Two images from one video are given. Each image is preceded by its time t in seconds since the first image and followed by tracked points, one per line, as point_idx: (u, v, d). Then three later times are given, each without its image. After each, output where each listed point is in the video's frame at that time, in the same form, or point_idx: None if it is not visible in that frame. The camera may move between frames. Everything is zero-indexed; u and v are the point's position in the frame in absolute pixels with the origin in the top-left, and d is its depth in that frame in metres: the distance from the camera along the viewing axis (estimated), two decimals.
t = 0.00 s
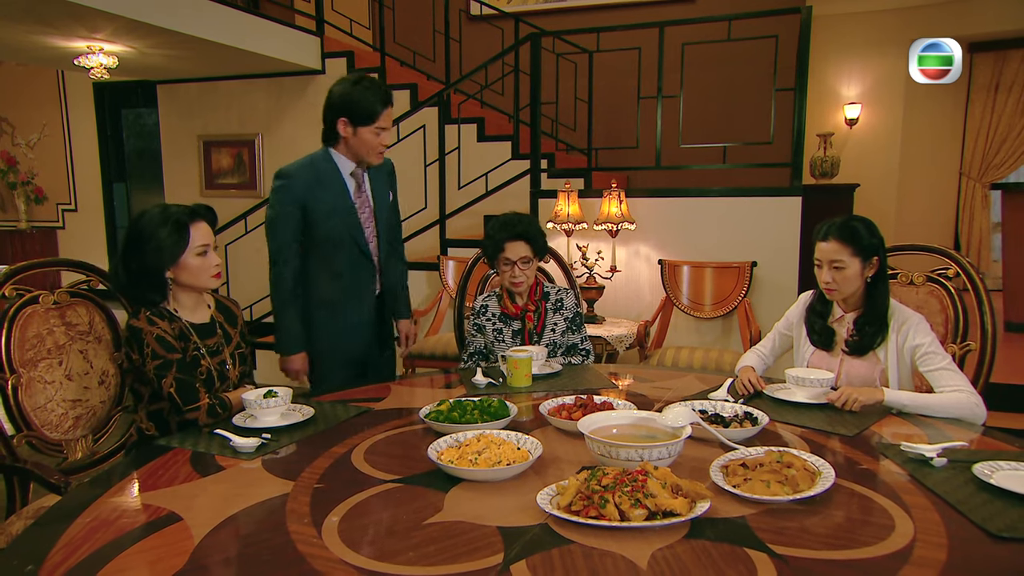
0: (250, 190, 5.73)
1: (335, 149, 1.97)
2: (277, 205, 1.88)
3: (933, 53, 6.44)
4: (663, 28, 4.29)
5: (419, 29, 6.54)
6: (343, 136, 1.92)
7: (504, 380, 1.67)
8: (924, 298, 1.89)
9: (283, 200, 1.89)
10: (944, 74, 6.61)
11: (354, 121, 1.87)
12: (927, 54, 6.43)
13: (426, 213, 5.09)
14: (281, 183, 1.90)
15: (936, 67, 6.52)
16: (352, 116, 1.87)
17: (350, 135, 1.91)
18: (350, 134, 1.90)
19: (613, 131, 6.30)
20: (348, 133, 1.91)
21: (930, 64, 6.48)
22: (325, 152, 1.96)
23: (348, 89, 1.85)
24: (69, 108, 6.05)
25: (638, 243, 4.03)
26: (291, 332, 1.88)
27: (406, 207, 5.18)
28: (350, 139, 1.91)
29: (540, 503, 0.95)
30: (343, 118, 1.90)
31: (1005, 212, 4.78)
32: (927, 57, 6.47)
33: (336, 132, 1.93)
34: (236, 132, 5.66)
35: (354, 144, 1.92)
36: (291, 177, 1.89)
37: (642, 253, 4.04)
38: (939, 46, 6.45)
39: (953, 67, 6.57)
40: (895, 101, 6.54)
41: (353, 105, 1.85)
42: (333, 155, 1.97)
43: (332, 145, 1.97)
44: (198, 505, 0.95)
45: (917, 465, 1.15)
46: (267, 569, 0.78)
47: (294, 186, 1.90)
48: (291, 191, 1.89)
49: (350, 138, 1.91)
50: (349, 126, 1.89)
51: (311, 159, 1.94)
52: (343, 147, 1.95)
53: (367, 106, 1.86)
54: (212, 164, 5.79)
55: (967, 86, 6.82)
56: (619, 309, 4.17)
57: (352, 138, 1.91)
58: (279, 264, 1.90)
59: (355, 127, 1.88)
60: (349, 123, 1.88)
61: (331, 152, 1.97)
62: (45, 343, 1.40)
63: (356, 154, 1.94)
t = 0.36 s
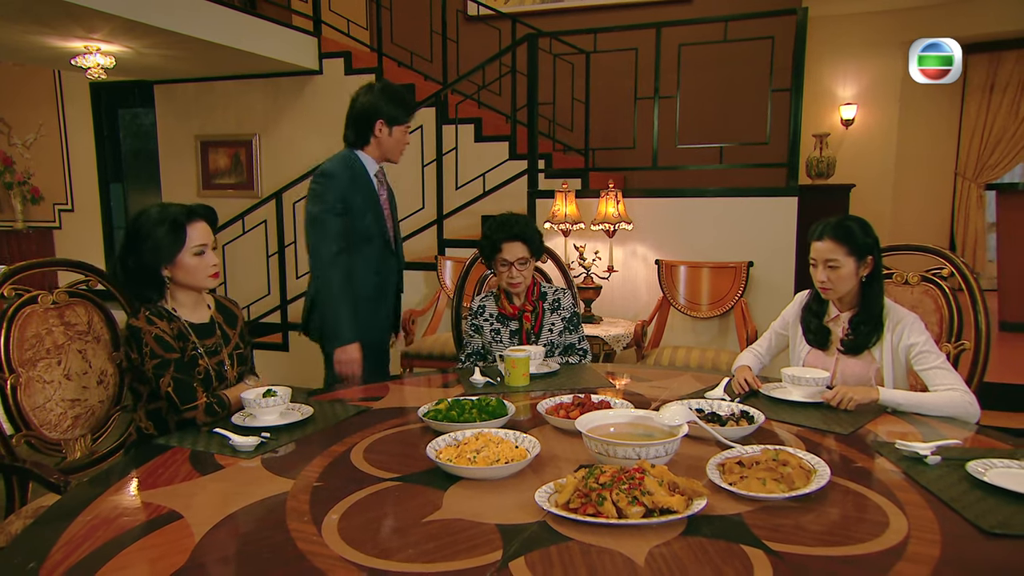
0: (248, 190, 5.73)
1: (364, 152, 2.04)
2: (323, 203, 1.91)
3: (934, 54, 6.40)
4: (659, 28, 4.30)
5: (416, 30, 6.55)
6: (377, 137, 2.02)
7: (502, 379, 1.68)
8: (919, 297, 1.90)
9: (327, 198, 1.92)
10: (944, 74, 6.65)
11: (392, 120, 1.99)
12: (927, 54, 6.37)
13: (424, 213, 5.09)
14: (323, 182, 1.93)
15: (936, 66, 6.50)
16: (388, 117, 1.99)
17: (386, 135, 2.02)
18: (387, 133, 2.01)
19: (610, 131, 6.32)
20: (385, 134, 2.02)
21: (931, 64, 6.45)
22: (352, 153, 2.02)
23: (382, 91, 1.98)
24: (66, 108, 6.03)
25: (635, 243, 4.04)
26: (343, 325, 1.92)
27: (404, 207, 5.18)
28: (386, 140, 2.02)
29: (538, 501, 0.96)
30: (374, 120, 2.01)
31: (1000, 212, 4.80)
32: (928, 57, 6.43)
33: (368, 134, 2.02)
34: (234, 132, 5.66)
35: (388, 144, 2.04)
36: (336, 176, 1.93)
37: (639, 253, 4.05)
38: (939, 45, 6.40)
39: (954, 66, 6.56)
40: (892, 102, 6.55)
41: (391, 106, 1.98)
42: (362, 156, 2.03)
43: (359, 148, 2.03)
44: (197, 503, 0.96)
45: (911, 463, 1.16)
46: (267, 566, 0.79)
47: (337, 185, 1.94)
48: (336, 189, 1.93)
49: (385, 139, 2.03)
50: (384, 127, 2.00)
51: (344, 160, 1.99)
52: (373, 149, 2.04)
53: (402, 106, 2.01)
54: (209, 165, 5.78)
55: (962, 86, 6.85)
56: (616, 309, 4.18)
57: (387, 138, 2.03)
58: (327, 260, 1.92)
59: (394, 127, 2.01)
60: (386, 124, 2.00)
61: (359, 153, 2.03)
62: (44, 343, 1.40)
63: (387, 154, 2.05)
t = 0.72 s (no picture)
0: (243, 190, 5.72)
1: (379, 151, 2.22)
2: (376, 200, 2.09)
3: (934, 53, 6.34)
4: (654, 29, 4.32)
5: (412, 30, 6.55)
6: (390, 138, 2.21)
7: (498, 378, 1.69)
8: (911, 297, 1.91)
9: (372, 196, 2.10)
10: (944, 74, 6.53)
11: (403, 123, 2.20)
12: (927, 54, 6.34)
13: (420, 213, 5.10)
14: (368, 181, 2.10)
15: (936, 66, 6.41)
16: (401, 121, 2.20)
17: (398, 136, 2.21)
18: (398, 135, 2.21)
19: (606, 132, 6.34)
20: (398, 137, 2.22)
21: (931, 64, 6.37)
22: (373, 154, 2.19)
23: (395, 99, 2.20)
24: (59, 108, 6.03)
25: (630, 243, 4.06)
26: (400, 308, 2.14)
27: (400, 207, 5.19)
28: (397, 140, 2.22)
29: (535, 498, 0.97)
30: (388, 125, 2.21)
31: (991, 212, 4.84)
32: (928, 57, 6.37)
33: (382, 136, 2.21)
34: (229, 133, 5.65)
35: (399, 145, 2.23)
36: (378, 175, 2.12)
37: (634, 253, 4.06)
38: (939, 45, 6.34)
39: (954, 66, 6.45)
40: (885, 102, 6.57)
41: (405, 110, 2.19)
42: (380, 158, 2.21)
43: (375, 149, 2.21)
44: (196, 501, 0.96)
45: (903, 460, 1.18)
46: (268, 563, 0.80)
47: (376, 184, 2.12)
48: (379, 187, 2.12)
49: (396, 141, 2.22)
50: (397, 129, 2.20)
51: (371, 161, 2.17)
52: (386, 150, 2.23)
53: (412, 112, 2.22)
54: (204, 165, 5.76)
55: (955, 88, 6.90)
56: (611, 309, 4.19)
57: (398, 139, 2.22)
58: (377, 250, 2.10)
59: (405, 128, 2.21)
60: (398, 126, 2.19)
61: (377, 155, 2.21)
62: (41, 343, 1.40)
63: (398, 155, 2.24)
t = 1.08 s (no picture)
0: (237, 190, 5.70)
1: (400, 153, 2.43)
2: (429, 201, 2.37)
3: (934, 53, 6.41)
4: (648, 31, 4.34)
5: (405, 30, 6.55)
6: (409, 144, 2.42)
7: (493, 377, 1.70)
8: (900, 296, 1.93)
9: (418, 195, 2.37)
10: (944, 74, 6.64)
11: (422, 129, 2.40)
12: (927, 54, 6.42)
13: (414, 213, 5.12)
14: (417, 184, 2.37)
15: (936, 67, 6.51)
16: (418, 125, 2.40)
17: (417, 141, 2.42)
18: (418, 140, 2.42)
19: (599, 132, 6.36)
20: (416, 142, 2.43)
21: (932, 65, 6.48)
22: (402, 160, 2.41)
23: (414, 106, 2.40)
24: (51, 108, 6.03)
25: (623, 243, 4.08)
26: (434, 292, 2.50)
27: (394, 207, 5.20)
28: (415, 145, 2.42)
29: (530, 494, 0.98)
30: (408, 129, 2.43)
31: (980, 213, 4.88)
32: (929, 57, 6.47)
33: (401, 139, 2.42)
34: (223, 133, 5.64)
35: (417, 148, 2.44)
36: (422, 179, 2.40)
37: (627, 253, 4.09)
38: (939, 46, 6.42)
39: (954, 66, 6.56)
40: (876, 103, 6.64)
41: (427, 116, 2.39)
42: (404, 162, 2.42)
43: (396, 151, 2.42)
44: (195, 498, 0.97)
45: (892, 455, 1.20)
46: (267, 557, 0.81)
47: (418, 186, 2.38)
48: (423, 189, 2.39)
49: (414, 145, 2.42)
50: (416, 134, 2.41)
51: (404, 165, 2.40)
52: (407, 152, 2.43)
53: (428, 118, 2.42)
54: (197, 165, 5.75)
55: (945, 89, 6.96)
56: (605, 309, 4.21)
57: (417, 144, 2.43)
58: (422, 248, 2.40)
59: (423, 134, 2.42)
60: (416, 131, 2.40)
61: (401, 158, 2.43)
62: (38, 343, 1.41)
63: (417, 157, 2.45)
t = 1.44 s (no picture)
0: (229, 191, 5.69)
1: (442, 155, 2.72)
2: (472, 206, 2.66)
3: (934, 53, 6.09)
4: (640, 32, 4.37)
5: (398, 31, 6.56)
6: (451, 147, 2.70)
7: (487, 375, 1.72)
8: (887, 295, 1.96)
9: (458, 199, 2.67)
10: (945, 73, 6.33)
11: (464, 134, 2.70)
12: (926, 54, 6.11)
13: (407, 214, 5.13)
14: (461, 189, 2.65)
15: (936, 67, 6.18)
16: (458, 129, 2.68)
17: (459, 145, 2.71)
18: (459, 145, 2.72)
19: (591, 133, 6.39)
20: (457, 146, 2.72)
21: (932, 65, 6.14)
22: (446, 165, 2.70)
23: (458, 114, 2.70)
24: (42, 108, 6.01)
25: (615, 243, 4.11)
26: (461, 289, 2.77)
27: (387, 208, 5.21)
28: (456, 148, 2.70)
29: (524, 488, 1.00)
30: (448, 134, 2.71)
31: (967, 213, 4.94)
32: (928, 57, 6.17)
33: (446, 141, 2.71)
34: (215, 133, 5.62)
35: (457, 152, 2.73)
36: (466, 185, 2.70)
37: (619, 253, 4.11)
38: (939, 45, 6.13)
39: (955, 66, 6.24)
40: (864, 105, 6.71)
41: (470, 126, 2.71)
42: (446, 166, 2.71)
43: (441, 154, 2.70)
44: (194, 494, 0.99)
45: (878, 451, 1.23)
46: (266, 551, 0.83)
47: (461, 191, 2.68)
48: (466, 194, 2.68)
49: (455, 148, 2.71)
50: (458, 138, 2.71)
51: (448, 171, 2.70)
52: (448, 155, 2.72)
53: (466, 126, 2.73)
54: (189, 165, 5.72)
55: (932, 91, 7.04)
56: (597, 308, 4.23)
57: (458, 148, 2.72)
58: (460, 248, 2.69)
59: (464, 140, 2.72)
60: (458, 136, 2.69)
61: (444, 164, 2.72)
62: (33, 342, 1.41)
63: (457, 159, 2.73)
